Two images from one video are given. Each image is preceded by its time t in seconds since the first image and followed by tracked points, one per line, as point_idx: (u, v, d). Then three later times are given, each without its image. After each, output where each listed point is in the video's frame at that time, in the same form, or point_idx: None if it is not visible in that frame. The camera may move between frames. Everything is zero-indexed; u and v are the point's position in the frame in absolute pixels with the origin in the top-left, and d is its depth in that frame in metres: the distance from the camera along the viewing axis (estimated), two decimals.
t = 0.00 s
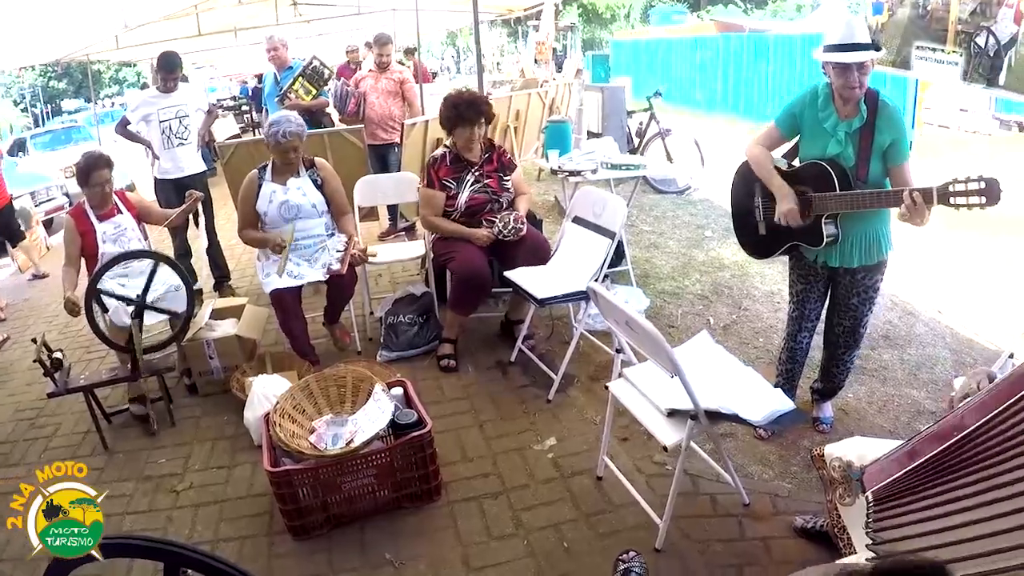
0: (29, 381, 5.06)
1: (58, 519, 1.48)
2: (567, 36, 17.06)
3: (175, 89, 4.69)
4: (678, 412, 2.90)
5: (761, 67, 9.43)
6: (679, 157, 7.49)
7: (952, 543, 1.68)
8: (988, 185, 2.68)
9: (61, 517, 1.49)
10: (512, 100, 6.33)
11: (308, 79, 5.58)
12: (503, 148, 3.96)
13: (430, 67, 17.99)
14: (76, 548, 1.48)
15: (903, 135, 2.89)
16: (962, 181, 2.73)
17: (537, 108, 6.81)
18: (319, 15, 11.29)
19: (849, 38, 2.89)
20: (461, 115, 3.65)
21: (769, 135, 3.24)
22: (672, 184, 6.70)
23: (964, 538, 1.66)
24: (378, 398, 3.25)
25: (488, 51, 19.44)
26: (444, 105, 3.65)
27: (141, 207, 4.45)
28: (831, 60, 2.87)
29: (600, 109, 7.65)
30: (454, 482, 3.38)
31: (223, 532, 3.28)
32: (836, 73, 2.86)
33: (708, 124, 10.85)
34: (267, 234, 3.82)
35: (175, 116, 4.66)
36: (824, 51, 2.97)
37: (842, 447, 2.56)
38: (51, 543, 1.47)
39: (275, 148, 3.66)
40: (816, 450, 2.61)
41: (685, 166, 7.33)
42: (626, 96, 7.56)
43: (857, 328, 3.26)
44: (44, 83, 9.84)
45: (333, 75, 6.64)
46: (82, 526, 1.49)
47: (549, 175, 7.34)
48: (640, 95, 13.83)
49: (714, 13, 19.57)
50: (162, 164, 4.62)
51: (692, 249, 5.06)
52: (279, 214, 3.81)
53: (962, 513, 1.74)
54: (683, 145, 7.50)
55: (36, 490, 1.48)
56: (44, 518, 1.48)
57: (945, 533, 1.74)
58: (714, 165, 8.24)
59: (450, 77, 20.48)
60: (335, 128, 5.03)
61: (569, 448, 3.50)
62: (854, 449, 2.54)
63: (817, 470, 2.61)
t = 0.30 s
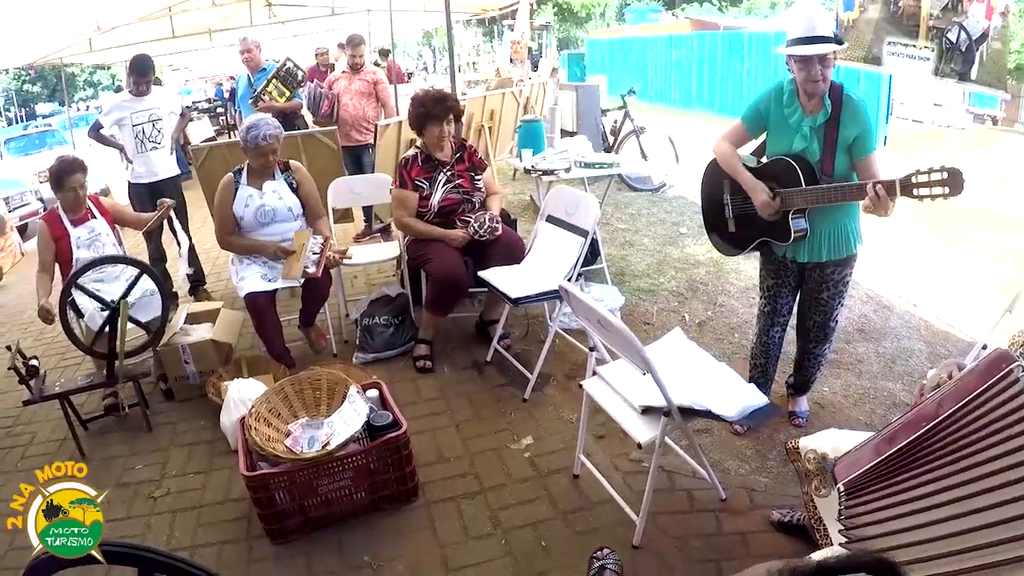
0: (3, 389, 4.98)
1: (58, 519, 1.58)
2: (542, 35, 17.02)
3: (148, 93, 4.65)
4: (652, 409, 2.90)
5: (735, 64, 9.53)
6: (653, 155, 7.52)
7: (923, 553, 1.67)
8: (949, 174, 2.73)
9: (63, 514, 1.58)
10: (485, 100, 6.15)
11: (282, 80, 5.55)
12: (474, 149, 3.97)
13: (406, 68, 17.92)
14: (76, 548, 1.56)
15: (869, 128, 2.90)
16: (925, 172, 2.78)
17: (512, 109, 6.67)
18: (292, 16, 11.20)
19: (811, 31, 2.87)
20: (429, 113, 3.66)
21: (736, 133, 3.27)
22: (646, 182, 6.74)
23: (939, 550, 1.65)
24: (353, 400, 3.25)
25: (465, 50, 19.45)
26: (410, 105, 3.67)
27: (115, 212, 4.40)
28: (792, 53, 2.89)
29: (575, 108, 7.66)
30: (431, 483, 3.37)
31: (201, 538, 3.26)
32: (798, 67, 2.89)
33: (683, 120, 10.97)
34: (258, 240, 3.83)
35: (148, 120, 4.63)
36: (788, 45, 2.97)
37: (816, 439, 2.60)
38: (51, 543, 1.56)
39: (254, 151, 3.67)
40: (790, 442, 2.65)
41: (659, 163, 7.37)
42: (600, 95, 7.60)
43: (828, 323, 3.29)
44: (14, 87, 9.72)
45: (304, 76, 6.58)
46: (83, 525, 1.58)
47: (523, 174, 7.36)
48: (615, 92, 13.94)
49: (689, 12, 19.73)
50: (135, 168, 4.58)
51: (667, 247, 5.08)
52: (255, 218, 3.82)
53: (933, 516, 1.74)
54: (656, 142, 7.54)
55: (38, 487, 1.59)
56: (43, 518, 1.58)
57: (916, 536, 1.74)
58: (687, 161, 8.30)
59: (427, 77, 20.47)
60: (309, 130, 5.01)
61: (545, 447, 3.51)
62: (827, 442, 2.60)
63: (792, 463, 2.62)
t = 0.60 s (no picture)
0: None
1: (59, 518, 1.41)
2: (522, 38, 17.08)
3: (126, 98, 4.62)
4: (630, 410, 2.91)
5: (714, 66, 9.61)
6: (632, 156, 7.56)
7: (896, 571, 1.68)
8: (920, 166, 2.72)
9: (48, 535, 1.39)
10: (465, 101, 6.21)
11: (259, 84, 5.60)
12: (457, 154, 3.99)
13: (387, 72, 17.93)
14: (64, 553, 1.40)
15: (840, 125, 2.96)
16: (896, 165, 2.78)
17: (491, 112, 6.67)
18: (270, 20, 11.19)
19: (783, 24, 2.90)
20: (411, 116, 3.67)
21: (709, 133, 3.31)
22: (625, 184, 6.79)
23: (913, 555, 1.66)
24: (332, 404, 3.25)
25: (446, 52, 19.46)
26: (392, 106, 3.70)
27: (94, 217, 4.36)
28: (765, 47, 2.92)
29: (553, 110, 7.67)
30: (411, 486, 3.38)
31: (181, 544, 3.24)
32: (769, 60, 2.92)
33: (662, 121, 11.14)
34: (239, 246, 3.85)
35: (126, 125, 4.60)
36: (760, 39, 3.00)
37: (797, 432, 2.61)
38: (51, 543, 1.39)
39: (234, 155, 3.68)
40: (772, 433, 2.66)
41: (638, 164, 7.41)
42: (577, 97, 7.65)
43: (803, 322, 3.31)
44: None
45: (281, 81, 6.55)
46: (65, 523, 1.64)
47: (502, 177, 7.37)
48: (594, 94, 14.07)
49: (668, 13, 19.85)
50: (113, 173, 4.57)
51: (646, 249, 5.11)
52: (234, 223, 3.83)
53: (904, 528, 1.74)
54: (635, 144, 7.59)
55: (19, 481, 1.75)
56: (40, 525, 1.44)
57: (888, 550, 1.74)
58: (666, 163, 8.36)
59: (409, 79, 20.44)
60: (288, 134, 5.01)
61: (524, 449, 3.52)
62: (808, 433, 2.61)
63: (773, 453, 2.65)
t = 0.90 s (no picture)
0: None
1: (59, 519, 1.24)
2: (504, 40, 17.14)
3: (106, 102, 4.59)
4: (609, 411, 2.89)
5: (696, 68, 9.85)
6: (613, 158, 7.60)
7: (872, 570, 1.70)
8: (897, 171, 2.75)
9: None
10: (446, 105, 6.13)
11: (240, 88, 5.52)
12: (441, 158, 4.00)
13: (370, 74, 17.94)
14: None
15: (817, 127, 2.97)
16: (872, 170, 2.81)
17: (472, 115, 6.68)
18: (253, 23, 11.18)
19: (766, 27, 2.92)
20: (400, 117, 3.70)
21: (686, 133, 3.33)
22: (607, 186, 6.82)
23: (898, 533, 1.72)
24: (313, 408, 3.23)
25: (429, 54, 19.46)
26: (381, 110, 3.73)
27: (74, 222, 4.35)
28: (748, 50, 2.91)
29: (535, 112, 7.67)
30: (393, 489, 3.38)
31: (163, 550, 3.21)
32: (754, 64, 2.91)
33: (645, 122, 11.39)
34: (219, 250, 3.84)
35: (107, 129, 4.58)
36: (743, 42, 2.99)
37: (779, 431, 2.57)
38: (51, 544, 1.20)
39: (217, 160, 3.68)
40: (754, 431, 2.63)
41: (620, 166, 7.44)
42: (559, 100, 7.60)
43: (782, 322, 3.33)
44: None
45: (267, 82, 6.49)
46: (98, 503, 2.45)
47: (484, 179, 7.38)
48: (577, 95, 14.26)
49: (650, 16, 19.95)
50: (94, 178, 4.54)
51: (627, 250, 5.14)
52: (215, 228, 3.82)
53: (886, 512, 1.80)
54: (616, 145, 7.62)
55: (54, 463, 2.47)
56: None
57: (872, 540, 1.77)
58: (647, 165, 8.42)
59: (392, 81, 20.41)
60: (269, 137, 5.02)
61: (505, 451, 3.53)
62: (788, 432, 2.58)
63: (755, 453, 2.60)
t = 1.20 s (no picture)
0: None
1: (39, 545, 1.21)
2: (484, 40, 17.10)
3: (82, 106, 4.56)
4: (587, 411, 2.87)
5: (675, 66, 10.16)
6: (593, 158, 7.63)
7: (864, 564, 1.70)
8: (880, 164, 2.74)
9: (66, 513, 3.09)
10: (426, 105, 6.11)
11: (218, 90, 5.55)
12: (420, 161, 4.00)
13: (350, 74, 17.84)
14: (78, 544, 3.05)
15: (794, 126, 3.02)
16: (856, 165, 2.80)
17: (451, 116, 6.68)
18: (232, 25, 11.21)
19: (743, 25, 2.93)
20: (381, 118, 3.69)
21: (664, 134, 3.29)
22: (586, 186, 6.87)
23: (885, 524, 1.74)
24: (291, 412, 3.22)
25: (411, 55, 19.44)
26: (362, 110, 3.71)
27: (50, 229, 4.30)
28: (728, 48, 2.92)
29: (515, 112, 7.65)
30: (373, 492, 3.37)
31: (143, 558, 3.18)
32: (734, 61, 2.92)
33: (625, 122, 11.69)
34: (192, 250, 3.82)
35: (83, 133, 4.55)
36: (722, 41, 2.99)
37: (756, 433, 2.62)
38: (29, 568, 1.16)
39: (193, 163, 3.65)
40: (731, 436, 2.68)
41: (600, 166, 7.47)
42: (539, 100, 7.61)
43: (761, 320, 3.33)
44: None
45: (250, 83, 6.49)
46: (83, 526, 3.10)
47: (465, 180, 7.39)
48: (558, 96, 14.50)
49: (630, 16, 20.04)
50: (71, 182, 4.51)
51: (606, 250, 5.15)
52: (192, 231, 3.81)
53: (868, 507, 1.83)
54: (596, 145, 7.65)
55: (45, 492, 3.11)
56: (46, 519, 3.06)
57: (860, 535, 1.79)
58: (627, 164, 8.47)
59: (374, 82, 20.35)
60: (247, 140, 5.00)
61: (485, 452, 3.54)
62: (766, 434, 2.64)
63: (733, 457, 2.66)
